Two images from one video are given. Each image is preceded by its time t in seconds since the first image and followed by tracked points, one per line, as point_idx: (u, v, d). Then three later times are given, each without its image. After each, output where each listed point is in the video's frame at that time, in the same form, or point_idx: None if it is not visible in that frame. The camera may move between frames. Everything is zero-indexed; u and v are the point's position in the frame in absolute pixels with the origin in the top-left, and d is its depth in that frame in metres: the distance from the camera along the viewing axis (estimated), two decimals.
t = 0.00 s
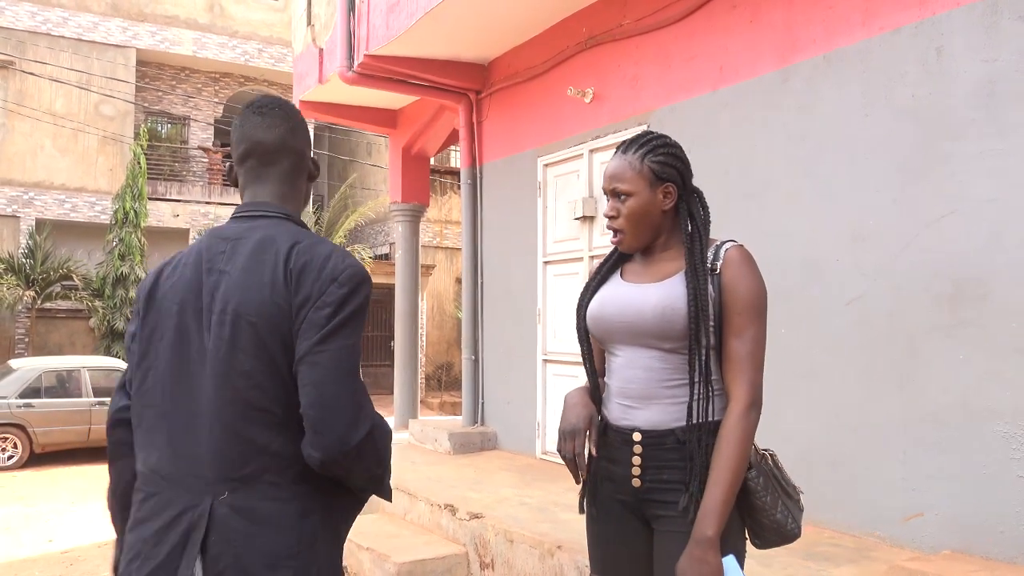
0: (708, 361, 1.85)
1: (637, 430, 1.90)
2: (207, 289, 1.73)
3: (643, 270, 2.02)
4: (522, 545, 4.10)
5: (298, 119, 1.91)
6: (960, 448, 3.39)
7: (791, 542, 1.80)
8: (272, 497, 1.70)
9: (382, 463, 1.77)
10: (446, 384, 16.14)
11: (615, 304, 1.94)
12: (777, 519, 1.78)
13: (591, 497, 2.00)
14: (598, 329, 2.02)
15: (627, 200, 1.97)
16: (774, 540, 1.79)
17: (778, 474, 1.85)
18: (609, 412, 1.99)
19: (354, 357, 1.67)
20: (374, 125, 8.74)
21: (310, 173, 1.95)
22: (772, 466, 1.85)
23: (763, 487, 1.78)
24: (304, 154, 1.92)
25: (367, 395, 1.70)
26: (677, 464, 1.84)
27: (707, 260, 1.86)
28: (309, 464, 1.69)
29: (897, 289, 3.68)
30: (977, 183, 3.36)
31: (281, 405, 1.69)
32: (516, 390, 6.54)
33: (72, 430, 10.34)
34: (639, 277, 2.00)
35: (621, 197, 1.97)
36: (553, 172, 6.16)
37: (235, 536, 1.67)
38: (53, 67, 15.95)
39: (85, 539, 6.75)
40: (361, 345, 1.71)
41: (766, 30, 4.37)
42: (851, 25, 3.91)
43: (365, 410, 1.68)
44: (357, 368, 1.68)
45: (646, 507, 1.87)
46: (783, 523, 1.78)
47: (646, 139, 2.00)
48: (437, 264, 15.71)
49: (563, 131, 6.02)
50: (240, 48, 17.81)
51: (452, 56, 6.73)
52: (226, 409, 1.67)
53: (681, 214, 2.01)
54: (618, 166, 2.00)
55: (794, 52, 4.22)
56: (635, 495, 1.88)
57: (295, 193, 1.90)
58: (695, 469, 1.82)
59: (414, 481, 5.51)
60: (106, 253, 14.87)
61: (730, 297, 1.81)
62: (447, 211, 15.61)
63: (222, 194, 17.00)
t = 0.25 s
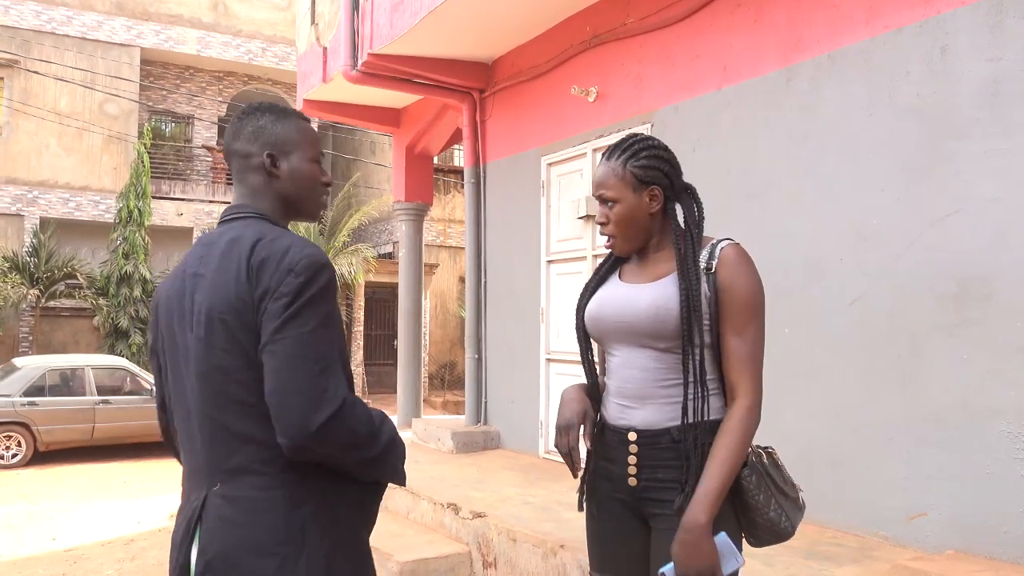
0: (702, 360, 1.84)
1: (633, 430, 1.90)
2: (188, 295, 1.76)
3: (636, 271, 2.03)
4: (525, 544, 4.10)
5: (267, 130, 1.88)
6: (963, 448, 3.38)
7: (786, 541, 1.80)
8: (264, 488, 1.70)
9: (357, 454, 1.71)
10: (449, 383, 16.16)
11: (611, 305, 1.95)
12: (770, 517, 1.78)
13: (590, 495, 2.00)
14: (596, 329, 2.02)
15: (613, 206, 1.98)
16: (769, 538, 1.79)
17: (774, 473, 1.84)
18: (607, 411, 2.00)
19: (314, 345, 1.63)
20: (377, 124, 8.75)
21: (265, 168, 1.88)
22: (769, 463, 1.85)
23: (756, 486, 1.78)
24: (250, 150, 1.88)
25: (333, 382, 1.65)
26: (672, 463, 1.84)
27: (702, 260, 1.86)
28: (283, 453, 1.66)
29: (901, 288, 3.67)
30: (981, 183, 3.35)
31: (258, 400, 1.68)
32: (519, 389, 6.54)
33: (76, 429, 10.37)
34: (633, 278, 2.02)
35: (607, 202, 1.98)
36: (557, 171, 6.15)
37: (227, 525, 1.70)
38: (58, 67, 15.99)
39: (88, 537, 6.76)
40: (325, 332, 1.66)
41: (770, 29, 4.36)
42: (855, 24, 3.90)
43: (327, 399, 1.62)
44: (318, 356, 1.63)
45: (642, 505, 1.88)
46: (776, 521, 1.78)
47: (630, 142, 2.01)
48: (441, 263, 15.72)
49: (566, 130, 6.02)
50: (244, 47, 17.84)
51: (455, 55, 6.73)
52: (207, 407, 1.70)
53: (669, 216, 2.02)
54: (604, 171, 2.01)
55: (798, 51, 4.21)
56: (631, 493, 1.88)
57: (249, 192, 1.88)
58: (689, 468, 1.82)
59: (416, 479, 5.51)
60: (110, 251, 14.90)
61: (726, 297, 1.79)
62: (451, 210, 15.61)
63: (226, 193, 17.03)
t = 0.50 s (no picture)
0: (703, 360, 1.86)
1: (634, 431, 1.90)
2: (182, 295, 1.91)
3: (633, 272, 2.05)
4: (525, 543, 4.09)
5: (263, 129, 1.88)
6: (964, 449, 3.38)
7: (791, 539, 1.84)
8: (212, 484, 1.73)
9: (277, 459, 1.65)
10: (450, 383, 16.16)
11: (610, 306, 1.96)
12: (777, 515, 1.82)
13: (591, 496, 2.00)
14: (594, 330, 2.03)
15: (609, 209, 1.99)
16: (775, 536, 1.83)
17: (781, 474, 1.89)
18: (605, 412, 2.01)
19: (220, 343, 1.62)
20: (379, 123, 8.75)
21: (261, 167, 1.89)
22: (772, 463, 1.88)
23: (767, 484, 1.83)
24: (247, 150, 1.89)
25: (246, 383, 1.62)
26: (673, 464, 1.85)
27: (702, 263, 1.89)
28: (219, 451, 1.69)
29: (903, 288, 3.67)
30: (983, 183, 3.35)
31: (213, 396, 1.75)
32: (520, 388, 6.54)
33: (77, 427, 10.38)
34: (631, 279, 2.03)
35: (602, 205, 1.99)
36: (558, 171, 6.15)
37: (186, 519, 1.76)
38: (59, 65, 16.00)
39: (89, 536, 6.77)
40: (242, 331, 1.64)
41: (771, 28, 4.36)
42: (857, 24, 3.90)
43: (232, 400, 1.60)
44: (229, 355, 1.62)
45: (644, 506, 1.88)
46: (783, 520, 1.83)
47: (620, 146, 2.02)
48: (442, 262, 15.72)
49: (568, 129, 6.02)
50: (245, 46, 17.83)
51: (457, 54, 6.73)
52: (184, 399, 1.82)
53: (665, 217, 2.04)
54: (598, 175, 2.02)
55: (799, 51, 4.20)
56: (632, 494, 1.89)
57: (247, 192, 1.91)
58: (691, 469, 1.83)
59: (417, 479, 5.51)
60: (112, 250, 14.90)
61: (730, 297, 1.83)
62: (452, 210, 15.61)
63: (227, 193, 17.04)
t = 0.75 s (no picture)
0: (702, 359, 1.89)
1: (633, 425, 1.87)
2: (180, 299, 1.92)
3: (632, 273, 2.06)
4: (524, 544, 4.09)
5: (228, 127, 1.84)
6: (962, 448, 3.39)
7: (793, 532, 1.86)
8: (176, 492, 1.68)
9: (200, 474, 1.54)
10: (449, 384, 16.17)
11: (608, 305, 1.97)
12: (779, 507, 1.84)
13: (592, 494, 2.00)
14: (592, 328, 2.04)
15: (611, 213, 1.99)
16: (777, 530, 1.85)
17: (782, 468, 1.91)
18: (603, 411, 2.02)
19: (147, 349, 1.56)
20: (376, 125, 8.75)
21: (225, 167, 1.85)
22: (773, 457, 1.89)
23: (769, 476, 1.85)
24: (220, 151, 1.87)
25: (169, 391, 1.54)
26: (672, 460, 1.84)
27: (700, 261, 1.91)
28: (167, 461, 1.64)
29: (901, 288, 3.67)
30: (980, 183, 3.35)
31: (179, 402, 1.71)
32: (519, 389, 6.55)
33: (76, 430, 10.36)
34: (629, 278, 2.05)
35: (605, 209, 2.00)
36: (556, 171, 6.15)
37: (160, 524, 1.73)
38: (56, 67, 15.98)
39: (87, 538, 6.76)
40: (170, 338, 1.56)
41: (769, 28, 4.36)
42: (854, 23, 3.90)
43: (150, 408, 1.53)
44: (155, 361, 1.56)
45: (644, 504, 1.88)
46: (785, 513, 1.84)
47: (624, 147, 2.03)
48: (440, 263, 15.72)
49: (565, 130, 6.02)
50: (243, 48, 17.78)
51: (454, 55, 6.73)
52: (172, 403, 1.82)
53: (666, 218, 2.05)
54: (599, 179, 2.02)
55: (796, 51, 4.21)
56: (632, 492, 1.89)
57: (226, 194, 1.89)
58: (690, 465, 1.82)
59: (416, 480, 5.51)
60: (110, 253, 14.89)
61: (729, 297, 1.85)
62: (450, 211, 15.62)
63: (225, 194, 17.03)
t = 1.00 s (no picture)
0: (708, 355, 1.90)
1: (641, 428, 1.89)
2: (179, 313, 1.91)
3: (638, 269, 2.06)
4: (524, 546, 4.09)
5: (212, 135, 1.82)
6: (962, 448, 3.39)
7: (806, 529, 1.87)
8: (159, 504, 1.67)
9: (160, 486, 1.52)
10: (449, 386, 16.16)
11: (612, 303, 1.98)
12: (790, 505, 1.85)
13: (599, 498, 1.99)
14: (595, 328, 2.04)
15: (624, 201, 1.99)
16: (789, 528, 1.85)
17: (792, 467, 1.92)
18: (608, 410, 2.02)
19: (108, 364, 1.54)
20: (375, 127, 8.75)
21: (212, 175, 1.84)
22: (783, 455, 1.90)
23: (779, 473, 1.86)
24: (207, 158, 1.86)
25: (129, 407, 1.52)
26: (682, 461, 1.84)
27: (705, 257, 1.92)
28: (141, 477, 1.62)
29: (900, 288, 3.67)
30: (979, 182, 3.36)
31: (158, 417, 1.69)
32: (518, 391, 6.55)
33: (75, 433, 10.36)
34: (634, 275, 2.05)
35: (618, 197, 1.99)
36: (555, 173, 6.15)
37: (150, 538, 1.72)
38: (55, 71, 15.98)
39: (88, 541, 6.77)
40: (132, 353, 1.54)
41: (767, 29, 4.36)
42: (853, 24, 3.90)
43: (108, 423, 1.50)
44: (116, 376, 1.53)
45: (654, 506, 1.88)
46: (797, 510, 1.85)
47: (642, 139, 2.03)
48: (439, 265, 15.71)
49: (564, 131, 6.02)
50: (241, 50, 17.76)
51: (453, 57, 6.73)
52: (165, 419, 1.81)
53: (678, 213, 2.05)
54: (614, 168, 2.03)
55: (794, 51, 4.21)
56: (642, 494, 1.89)
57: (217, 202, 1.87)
58: (701, 464, 1.83)
59: (416, 482, 5.51)
60: (109, 256, 14.89)
61: (733, 292, 1.86)
62: (449, 213, 15.62)
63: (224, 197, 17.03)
